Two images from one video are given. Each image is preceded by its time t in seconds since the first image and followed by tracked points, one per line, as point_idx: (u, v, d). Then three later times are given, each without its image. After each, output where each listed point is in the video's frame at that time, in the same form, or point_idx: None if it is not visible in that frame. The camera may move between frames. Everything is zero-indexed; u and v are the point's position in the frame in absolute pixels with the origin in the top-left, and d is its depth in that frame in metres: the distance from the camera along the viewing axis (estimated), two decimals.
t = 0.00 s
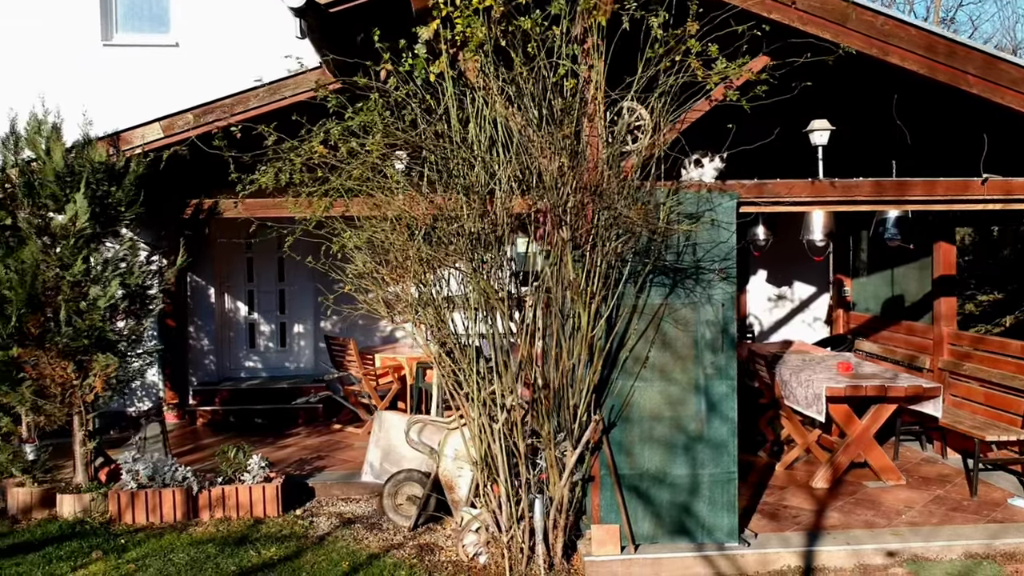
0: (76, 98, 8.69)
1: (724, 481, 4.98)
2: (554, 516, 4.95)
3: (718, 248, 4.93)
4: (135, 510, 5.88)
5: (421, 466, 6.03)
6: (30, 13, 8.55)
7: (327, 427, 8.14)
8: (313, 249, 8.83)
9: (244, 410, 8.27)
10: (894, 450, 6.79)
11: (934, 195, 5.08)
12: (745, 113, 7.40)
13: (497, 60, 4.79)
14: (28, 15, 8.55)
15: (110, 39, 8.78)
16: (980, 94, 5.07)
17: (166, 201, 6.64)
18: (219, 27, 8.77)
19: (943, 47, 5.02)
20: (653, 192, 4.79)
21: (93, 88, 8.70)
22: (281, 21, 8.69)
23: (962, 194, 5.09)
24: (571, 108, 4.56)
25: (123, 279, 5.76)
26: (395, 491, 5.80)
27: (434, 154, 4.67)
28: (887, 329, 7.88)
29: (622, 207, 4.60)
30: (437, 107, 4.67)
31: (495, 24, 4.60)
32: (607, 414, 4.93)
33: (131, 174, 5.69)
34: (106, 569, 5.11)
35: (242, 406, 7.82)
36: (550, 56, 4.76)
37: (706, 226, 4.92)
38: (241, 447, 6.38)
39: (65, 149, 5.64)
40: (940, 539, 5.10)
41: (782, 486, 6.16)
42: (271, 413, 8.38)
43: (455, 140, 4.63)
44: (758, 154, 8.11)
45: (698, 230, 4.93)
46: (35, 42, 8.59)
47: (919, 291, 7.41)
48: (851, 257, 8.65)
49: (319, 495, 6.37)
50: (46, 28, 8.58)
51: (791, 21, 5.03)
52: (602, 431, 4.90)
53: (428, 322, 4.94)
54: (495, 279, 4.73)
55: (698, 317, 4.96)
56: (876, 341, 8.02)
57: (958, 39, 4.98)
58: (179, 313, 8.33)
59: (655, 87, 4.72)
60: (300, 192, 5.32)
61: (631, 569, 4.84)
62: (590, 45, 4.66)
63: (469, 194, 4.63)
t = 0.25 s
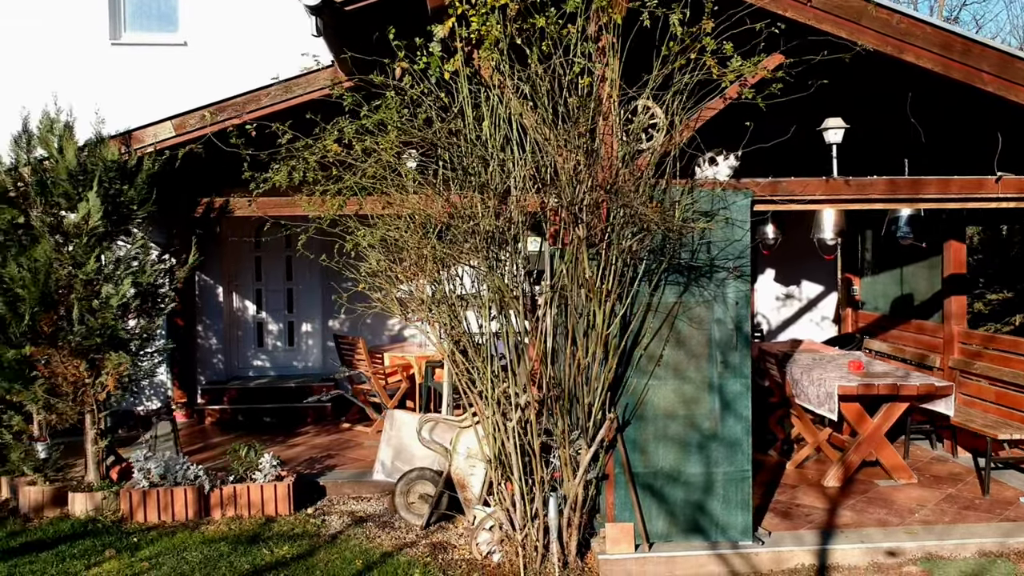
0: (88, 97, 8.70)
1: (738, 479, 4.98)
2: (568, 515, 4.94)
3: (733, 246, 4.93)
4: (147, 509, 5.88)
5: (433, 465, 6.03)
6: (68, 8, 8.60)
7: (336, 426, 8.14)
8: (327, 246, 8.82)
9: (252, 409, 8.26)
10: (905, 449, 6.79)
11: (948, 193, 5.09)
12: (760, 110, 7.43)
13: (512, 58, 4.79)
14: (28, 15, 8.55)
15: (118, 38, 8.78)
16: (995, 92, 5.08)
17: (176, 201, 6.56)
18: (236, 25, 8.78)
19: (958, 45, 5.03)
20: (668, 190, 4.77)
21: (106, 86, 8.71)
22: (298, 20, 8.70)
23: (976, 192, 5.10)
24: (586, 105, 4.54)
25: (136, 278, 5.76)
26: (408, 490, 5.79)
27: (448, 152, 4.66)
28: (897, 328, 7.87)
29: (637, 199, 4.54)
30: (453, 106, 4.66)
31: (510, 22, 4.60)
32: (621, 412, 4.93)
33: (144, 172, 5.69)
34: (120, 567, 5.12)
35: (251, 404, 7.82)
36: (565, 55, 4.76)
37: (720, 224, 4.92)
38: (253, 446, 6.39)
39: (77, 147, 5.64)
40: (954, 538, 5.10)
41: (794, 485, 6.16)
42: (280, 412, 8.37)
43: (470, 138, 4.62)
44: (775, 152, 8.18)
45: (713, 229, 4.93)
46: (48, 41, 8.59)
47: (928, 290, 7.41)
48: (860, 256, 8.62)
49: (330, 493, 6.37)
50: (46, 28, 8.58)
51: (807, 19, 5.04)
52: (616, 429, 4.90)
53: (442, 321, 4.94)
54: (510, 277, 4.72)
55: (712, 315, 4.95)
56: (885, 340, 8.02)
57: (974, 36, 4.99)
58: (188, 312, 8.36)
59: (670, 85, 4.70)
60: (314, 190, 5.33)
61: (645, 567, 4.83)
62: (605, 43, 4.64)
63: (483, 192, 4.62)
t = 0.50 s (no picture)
0: (100, 96, 8.70)
1: (754, 478, 4.98)
2: (584, 512, 4.94)
3: (748, 244, 4.93)
4: (160, 507, 5.88)
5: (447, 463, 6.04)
6: (77, 8, 8.60)
7: (346, 425, 8.14)
8: (342, 246, 8.82)
9: (262, 408, 8.27)
10: (917, 447, 6.79)
11: (964, 191, 5.11)
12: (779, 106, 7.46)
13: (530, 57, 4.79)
14: (29, 15, 8.53)
15: (128, 37, 8.78)
16: (1012, 89, 5.09)
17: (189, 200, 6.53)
18: (255, 25, 8.82)
19: (975, 42, 5.03)
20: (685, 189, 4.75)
21: (122, 86, 8.71)
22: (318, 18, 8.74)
23: (992, 190, 5.12)
24: (602, 104, 4.52)
25: (150, 276, 5.76)
26: (422, 488, 5.81)
27: (466, 149, 4.65)
28: (907, 327, 7.88)
29: (654, 199, 4.56)
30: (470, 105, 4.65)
31: (528, 19, 4.60)
32: (637, 411, 4.93)
33: (158, 171, 5.70)
34: (135, 565, 5.12)
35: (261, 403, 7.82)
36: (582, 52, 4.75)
37: (736, 222, 4.92)
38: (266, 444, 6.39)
39: (91, 146, 5.65)
40: (970, 536, 5.10)
41: (807, 483, 6.17)
42: (290, 411, 8.39)
43: (488, 136, 4.62)
44: (793, 150, 8.22)
45: (729, 227, 4.93)
46: (61, 39, 8.59)
47: (939, 288, 7.41)
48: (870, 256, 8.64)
49: (342, 492, 6.37)
50: (47, 28, 8.55)
51: (825, 17, 5.04)
52: (633, 428, 4.90)
53: (458, 318, 4.93)
54: (527, 275, 4.70)
55: (728, 313, 4.95)
56: (895, 339, 8.02)
57: (991, 34, 5.01)
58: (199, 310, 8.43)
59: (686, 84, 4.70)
60: (329, 188, 5.33)
61: (661, 565, 4.84)
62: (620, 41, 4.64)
63: (500, 191, 4.60)
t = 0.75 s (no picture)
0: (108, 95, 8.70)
1: (768, 476, 4.99)
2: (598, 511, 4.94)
3: (762, 243, 4.93)
4: (172, 506, 5.88)
5: (458, 462, 6.05)
6: (84, 8, 8.60)
7: (355, 424, 8.14)
8: (356, 245, 8.82)
9: (271, 407, 8.25)
10: (927, 446, 6.79)
11: (977, 189, 5.12)
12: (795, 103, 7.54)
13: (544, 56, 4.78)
14: (28, 15, 8.51)
15: (136, 36, 8.78)
16: None
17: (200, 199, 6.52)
18: (269, 23, 8.84)
19: (990, 41, 5.06)
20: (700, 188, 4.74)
21: (134, 84, 8.71)
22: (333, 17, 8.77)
23: (1006, 188, 5.13)
24: (617, 102, 4.50)
25: (162, 275, 5.76)
26: (433, 486, 5.80)
27: (481, 147, 4.63)
28: (916, 325, 7.88)
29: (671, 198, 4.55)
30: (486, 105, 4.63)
31: (543, 17, 4.59)
32: (651, 409, 4.93)
33: (170, 169, 5.70)
34: (149, 564, 5.12)
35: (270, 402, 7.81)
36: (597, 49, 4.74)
37: (750, 220, 4.91)
38: (277, 443, 6.40)
39: (104, 144, 5.65)
40: (983, 534, 5.10)
41: (818, 482, 6.16)
42: (298, 410, 8.38)
43: (504, 135, 4.60)
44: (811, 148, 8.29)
45: (742, 225, 4.92)
46: (75, 36, 8.60)
47: (948, 287, 7.41)
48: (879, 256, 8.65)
49: (353, 490, 6.37)
50: (46, 28, 8.54)
51: (840, 15, 5.03)
52: (647, 426, 4.90)
53: (471, 317, 4.92)
54: (544, 273, 4.68)
55: (742, 311, 4.95)
56: (904, 338, 8.03)
57: (1006, 32, 5.03)
58: (206, 309, 8.34)
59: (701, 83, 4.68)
60: (342, 187, 5.34)
61: (675, 564, 4.84)
62: (634, 39, 4.64)
63: (515, 190, 4.58)
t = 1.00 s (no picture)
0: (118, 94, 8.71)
1: (784, 474, 4.99)
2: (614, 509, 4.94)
3: (779, 240, 4.92)
4: (186, 504, 5.88)
5: (472, 460, 6.06)
6: (93, 6, 8.60)
7: (365, 422, 8.14)
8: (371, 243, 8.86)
9: (281, 406, 8.26)
10: (939, 445, 6.78)
11: (993, 187, 5.13)
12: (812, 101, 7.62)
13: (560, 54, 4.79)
14: (28, 15, 8.52)
15: (145, 35, 8.79)
16: None
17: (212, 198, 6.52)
18: (282, 23, 8.87)
19: (1008, 39, 5.07)
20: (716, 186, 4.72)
21: (145, 83, 8.72)
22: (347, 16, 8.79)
23: (1022, 186, 5.14)
24: (634, 99, 4.49)
25: (176, 273, 5.75)
26: (447, 484, 5.81)
27: (497, 143, 4.62)
28: (927, 324, 7.89)
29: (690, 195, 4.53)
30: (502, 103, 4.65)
31: (560, 15, 4.59)
32: (668, 407, 4.93)
33: (184, 167, 5.70)
34: (164, 562, 5.11)
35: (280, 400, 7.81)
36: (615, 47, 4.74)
37: (767, 219, 4.91)
38: (290, 441, 6.40)
39: (118, 142, 5.65)
40: (1000, 532, 5.10)
41: (831, 480, 6.16)
42: (308, 409, 8.38)
43: (521, 133, 4.59)
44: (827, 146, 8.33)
45: (758, 223, 4.92)
46: (84, 34, 8.60)
47: (959, 285, 7.41)
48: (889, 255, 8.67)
49: (366, 488, 6.37)
50: (46, 28, 8.54)
51: (858, 13, 5.10)
52: (663, 424, 4.90)
53: (486, 314, 4.90)
54: (562, 271, 4.65)
55: (758, 310, 4.96)
56: (915, 337, 8.03)
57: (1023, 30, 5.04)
58: (215, 309, 8.42)
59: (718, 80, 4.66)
60: (357, 185, 5.36)
61: (692, 562, 4.84)
62: (650, 37, 4.65)
63: (531, 188, 4.55)
